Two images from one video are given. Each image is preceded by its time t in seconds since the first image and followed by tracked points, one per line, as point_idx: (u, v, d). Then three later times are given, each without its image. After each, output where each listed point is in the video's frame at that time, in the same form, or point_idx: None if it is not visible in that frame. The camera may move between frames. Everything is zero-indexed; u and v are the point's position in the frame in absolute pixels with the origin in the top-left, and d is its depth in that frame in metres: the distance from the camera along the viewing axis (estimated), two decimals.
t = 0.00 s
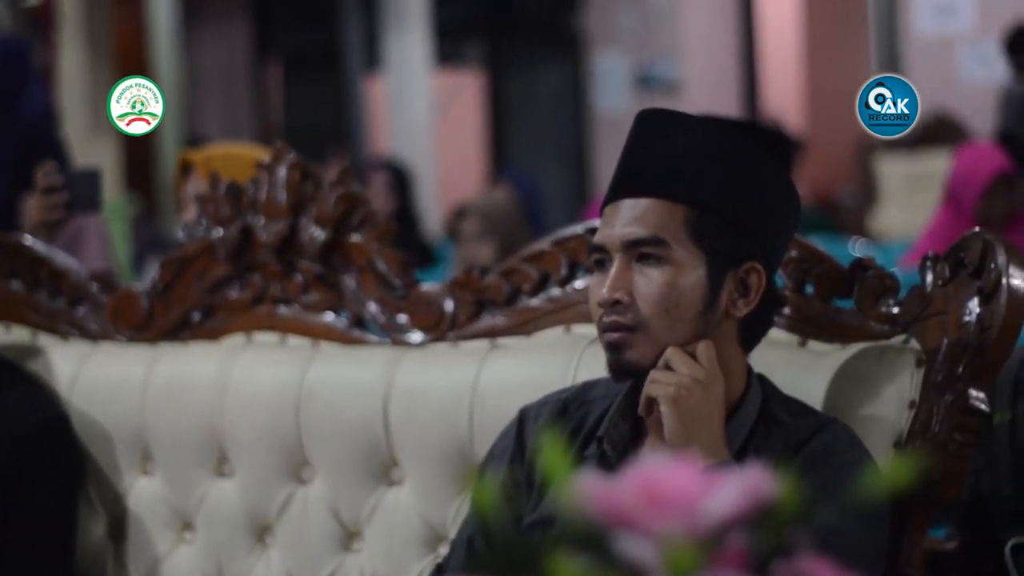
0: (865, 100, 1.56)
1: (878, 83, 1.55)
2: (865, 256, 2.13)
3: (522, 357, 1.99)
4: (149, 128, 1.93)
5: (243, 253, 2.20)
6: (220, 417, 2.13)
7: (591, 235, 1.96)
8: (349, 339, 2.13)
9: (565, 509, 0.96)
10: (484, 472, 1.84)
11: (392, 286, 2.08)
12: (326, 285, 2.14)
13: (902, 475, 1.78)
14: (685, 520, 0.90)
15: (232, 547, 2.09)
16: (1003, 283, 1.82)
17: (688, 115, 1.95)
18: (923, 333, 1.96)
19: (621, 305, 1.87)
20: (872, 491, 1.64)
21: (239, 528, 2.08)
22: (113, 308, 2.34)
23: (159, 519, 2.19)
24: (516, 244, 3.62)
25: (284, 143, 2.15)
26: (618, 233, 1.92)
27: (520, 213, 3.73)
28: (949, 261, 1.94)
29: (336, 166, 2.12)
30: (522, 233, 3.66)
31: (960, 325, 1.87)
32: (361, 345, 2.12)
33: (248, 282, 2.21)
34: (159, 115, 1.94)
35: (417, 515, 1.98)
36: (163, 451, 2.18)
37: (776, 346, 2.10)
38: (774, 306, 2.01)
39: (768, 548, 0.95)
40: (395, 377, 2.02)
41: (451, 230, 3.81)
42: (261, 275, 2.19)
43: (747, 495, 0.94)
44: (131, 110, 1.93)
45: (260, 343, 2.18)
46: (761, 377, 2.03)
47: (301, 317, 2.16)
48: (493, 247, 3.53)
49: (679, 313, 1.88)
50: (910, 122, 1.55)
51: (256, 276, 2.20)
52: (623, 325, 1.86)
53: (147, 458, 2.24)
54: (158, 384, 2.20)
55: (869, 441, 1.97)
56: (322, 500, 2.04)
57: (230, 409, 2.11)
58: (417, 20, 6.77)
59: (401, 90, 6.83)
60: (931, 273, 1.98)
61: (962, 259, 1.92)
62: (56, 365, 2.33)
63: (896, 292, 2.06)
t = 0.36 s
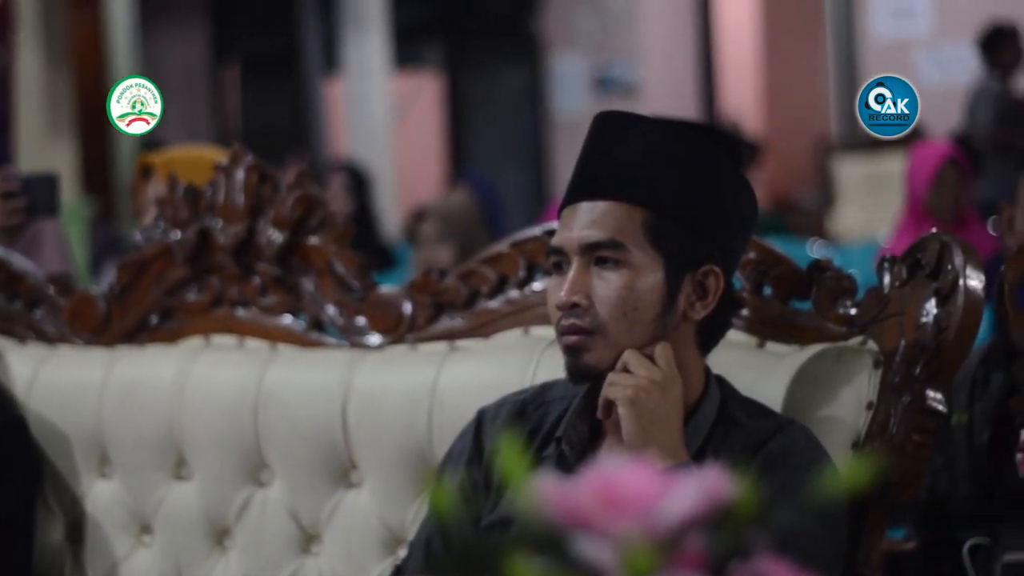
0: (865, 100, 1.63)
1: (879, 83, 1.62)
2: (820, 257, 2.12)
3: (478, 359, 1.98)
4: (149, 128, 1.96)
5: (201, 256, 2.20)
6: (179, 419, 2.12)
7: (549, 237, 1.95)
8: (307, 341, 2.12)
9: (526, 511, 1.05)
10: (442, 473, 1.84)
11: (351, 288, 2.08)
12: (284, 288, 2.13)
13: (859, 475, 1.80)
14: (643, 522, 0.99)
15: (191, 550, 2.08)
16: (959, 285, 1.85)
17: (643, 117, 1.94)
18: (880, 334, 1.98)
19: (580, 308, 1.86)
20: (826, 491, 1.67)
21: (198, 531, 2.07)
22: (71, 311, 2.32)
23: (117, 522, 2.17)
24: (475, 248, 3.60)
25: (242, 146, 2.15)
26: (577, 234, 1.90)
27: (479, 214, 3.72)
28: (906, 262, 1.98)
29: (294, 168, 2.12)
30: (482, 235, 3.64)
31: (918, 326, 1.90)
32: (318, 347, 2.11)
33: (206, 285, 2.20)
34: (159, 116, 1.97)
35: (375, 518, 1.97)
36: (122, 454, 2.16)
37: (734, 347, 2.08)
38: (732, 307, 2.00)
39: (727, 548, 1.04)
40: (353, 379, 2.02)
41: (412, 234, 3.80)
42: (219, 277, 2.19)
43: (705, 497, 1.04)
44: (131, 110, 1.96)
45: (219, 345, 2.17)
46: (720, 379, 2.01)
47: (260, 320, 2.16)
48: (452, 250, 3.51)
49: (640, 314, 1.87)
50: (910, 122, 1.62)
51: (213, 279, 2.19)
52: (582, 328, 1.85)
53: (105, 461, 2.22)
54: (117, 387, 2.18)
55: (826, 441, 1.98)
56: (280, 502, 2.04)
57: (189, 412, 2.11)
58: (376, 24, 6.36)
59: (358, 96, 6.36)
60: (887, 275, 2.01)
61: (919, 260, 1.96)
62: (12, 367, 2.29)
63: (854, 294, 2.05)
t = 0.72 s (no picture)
0: (865, 100, 1.60)
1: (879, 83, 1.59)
2: (790, 259, 2.13)
3: (447, 362, 1.98)
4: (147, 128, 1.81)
5: (171, 259, 2.20)
6: (149, 422, 2.11)
7: (519, 239, 1.95)
8: (276, 344, 2.12)
9: (497, 515, 0.97)
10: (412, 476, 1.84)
11: (321, 291, 2.08)
12: (254, 290, 2.13)
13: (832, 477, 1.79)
14: (612, 523, 0.92)
15: (162, 552, 2.08)
16: (929, 286, 1.85)
17: (613, 118, 1.95)
18: (849, 335, 1.98)
19: (549, 310, 1.86)
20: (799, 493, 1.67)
21: (168, 534, 2.06)
22: (39, 315, 2.31)
23: (86, 526, 2.15)
24: (445, 251, 3.59)
25: (211, 148, 2.14)
26: (547, 237, 1.90)
27: (448, 218, 3.71)
28: (875, 264, 1.98)
29: (263, 171, 2.12)
30: (451, 237, 3.64)
31: (887, 327, 1.90)
32: (287, 350, 2.11)
33: (175, 288, 2.20)
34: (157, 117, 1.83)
35: (345, 520, 1.97)
36: (92, 457, 2.15)
37: (703, 349, 2.08)
38: (701, 309, 2.01)
39: (696, 549, 0.95)
40: (322, 382, 2.02)
41: (382, 237, 3.79)
42: (189, 280, 2.19)
43: (674, 499, 0.97)
44: (130, 110, 1.81)
45: (188, 348, 2.17)
46: (691, 381, 2.01)
47: (230, 322, 2.16)
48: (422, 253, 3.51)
49: (610, 315, 1.87)
50: (910, 122, 1.59)
51: (183, 282, 2.19)
52: (552, 330, 1.84)
53: (75, 464, 2.21)
54: (86, 390, 2.17)
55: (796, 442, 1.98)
56: (249, 505, 2.03)
57: (158, 415, 2.10)
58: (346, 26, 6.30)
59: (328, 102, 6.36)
60: (857, 277, 2.01)
61: (888, 261, 1.96)
62: None
63: (824, 296, 2.05)
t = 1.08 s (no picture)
0: (866, 101, 1.77)
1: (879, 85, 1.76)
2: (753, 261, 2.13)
3: (411, 363, 1.99)
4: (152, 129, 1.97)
5: (135, 261, 2.20)
6: (113, 424, 2.10)
7: (484, 241, 1.96)
8: (241, 347, 2.13)
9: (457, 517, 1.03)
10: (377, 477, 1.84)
11: (286, 293, 2.08)
12: (218, 293, 2.14)
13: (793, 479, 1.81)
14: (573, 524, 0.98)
15: (127, 557, 2.06)
16: (892, 287, 1.86)
17: (577, 123, 1.95)
18: (813, 337, 1.99)
19: (514, 311, 1.86)
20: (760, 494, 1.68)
21: (133, 539, 2.05)
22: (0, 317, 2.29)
23: (49, 531, 2.12)
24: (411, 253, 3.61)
25: (175, 150, 2.14)
26: (512, 238, 1.91)
27: (415, 219, 3.73)
28: (839, 266, 1.98)
29: (228, 173, 2.12)
30: (416, 239, 3.66)
31: (852, 329, 1.90)
32: (252, 353, 2.11)
33: (140, 291, 2.20)
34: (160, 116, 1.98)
35: (310, 522, 1.97)
36: (55, 461, 2.12)
37: (668, 350, 2.09)
38: (665, 311, 2.01)
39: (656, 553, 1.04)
40: (287, 385, 2.02)
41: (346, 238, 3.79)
42: (153, 283, 2.19)
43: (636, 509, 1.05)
44: (132, 110, 1.96)
45: (153, 351, 2.17)
46: (656, 383, 2.01)
47: (195, 325, 2.16)
48: (388, 254, 3.53)
49: (574, 317, 1.87)
50: (909, 122, 1.77)
51: (148, 284, 2.19)
52: (518, 331, 1.86)
53: (39, 467, 2.17)
54: (50, 393, 2.15)
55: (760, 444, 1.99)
56: (214, 508, 2.02)
57: (122, 418, 2.09)
58: (310, 24, 6.32)
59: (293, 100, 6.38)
60: (821, 278, 2.02)
61: (852, 263, 1.96)
62: None
63: (788, 297, 2.05)
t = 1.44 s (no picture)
0: (865, 100, 1.61)
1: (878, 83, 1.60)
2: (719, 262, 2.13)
3: (374, 365, 1.99)
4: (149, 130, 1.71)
5: (98, 264, 2.20)
6: (76, 427, 2.09)
7: (448, 242, 1.96)
8: (204, 348, 2.13)
9: (422, 517, 0.96)
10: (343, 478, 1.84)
11: (249, 295, 2.08)
12: (181, 295, 2.14)
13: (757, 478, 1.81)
14: (538, 525, 0.91)
15: (90, 559, 2.04)
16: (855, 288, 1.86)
17: (542, 122, 1.95)
18: (777, 338, 1.98)
19: (477, 312, 1.85)
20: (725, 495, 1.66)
21: (96, 541, 2.03)
22: None
23: (11, 533, 2.10)
24: (372, 255, 3.66)
25: (138, 152, 2.14)
26: (475, 238, 1.90)
27: (378, 222, 3.76)
28: (802, 266, 1.99)
29: (192, 175, 2.12)
30: (379, 239, 3.71)
31: (814, 330, 1.90)
32: (216, 355, 2.11)
33: (103, 292, 2.20)
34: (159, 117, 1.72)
35: (275, 523, 1.97)
36: (18, 462, 2.11)
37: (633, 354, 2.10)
38: (630, 313, 2.02)
39: (624, 550, 0.96)
40: (251, 386, 2.02)
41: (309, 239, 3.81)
42: (116, 285, 2.19)
43: (602, 499, 0.95)
44: (131, 110, 1.70)
45: (116, 353, 2.16)
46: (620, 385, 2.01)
47: (159, 326, 2.16)
48: (351, 256, 3.58)
49: (538, 318, 1.87)
50: (910, 123, 1.59)
51: (110, 286, 2.19)
52: (482, 332, 1.85)
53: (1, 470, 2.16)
54: (13, 397, 2.14)
55: (724, 445, 1.99)
56: (178, 509, 2.01)
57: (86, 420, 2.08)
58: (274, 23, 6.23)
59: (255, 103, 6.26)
60: (785, 279, 2.02)
61: (815, 264, 1.97)
62: None
63: (751, 298, 2.05)
